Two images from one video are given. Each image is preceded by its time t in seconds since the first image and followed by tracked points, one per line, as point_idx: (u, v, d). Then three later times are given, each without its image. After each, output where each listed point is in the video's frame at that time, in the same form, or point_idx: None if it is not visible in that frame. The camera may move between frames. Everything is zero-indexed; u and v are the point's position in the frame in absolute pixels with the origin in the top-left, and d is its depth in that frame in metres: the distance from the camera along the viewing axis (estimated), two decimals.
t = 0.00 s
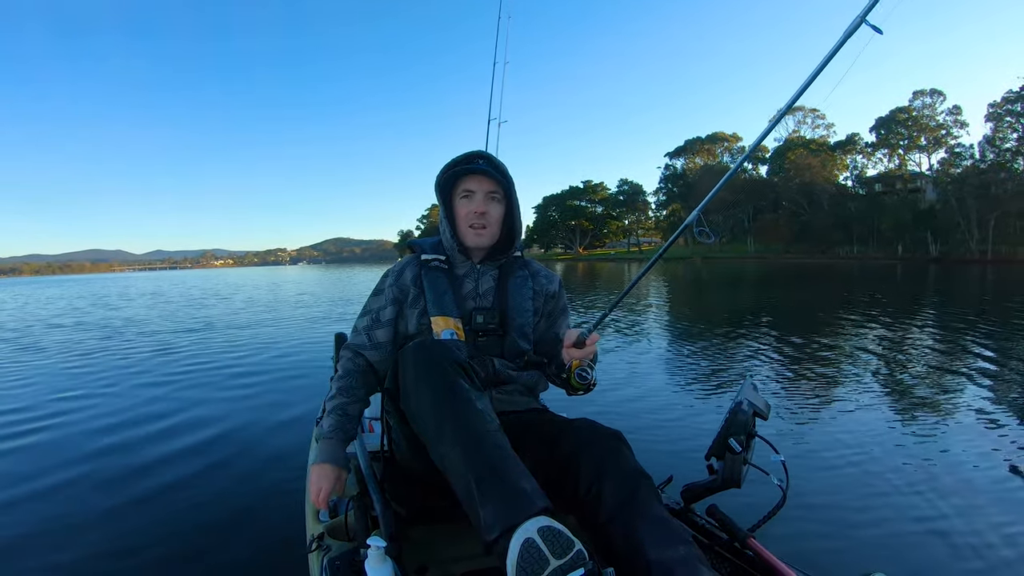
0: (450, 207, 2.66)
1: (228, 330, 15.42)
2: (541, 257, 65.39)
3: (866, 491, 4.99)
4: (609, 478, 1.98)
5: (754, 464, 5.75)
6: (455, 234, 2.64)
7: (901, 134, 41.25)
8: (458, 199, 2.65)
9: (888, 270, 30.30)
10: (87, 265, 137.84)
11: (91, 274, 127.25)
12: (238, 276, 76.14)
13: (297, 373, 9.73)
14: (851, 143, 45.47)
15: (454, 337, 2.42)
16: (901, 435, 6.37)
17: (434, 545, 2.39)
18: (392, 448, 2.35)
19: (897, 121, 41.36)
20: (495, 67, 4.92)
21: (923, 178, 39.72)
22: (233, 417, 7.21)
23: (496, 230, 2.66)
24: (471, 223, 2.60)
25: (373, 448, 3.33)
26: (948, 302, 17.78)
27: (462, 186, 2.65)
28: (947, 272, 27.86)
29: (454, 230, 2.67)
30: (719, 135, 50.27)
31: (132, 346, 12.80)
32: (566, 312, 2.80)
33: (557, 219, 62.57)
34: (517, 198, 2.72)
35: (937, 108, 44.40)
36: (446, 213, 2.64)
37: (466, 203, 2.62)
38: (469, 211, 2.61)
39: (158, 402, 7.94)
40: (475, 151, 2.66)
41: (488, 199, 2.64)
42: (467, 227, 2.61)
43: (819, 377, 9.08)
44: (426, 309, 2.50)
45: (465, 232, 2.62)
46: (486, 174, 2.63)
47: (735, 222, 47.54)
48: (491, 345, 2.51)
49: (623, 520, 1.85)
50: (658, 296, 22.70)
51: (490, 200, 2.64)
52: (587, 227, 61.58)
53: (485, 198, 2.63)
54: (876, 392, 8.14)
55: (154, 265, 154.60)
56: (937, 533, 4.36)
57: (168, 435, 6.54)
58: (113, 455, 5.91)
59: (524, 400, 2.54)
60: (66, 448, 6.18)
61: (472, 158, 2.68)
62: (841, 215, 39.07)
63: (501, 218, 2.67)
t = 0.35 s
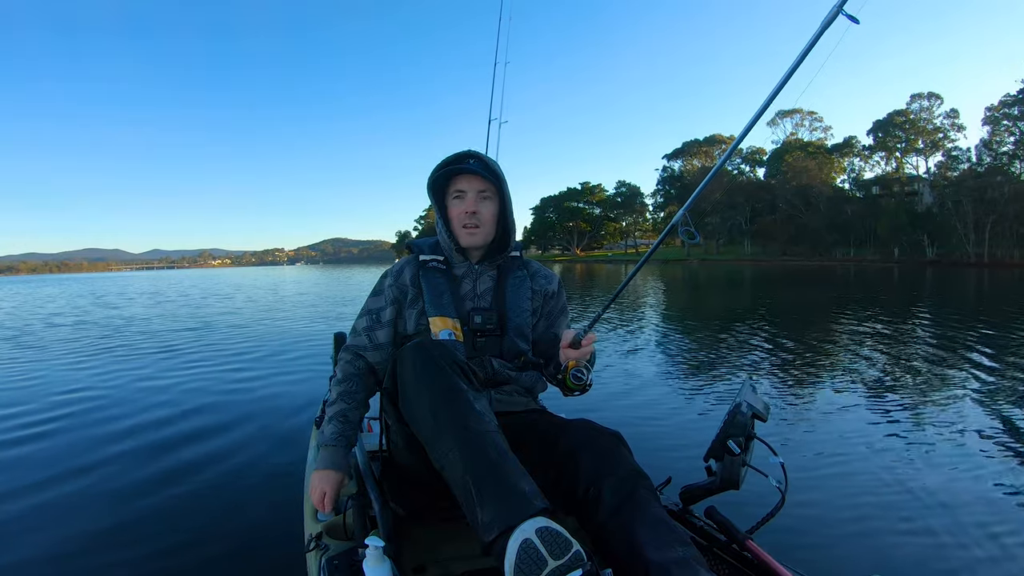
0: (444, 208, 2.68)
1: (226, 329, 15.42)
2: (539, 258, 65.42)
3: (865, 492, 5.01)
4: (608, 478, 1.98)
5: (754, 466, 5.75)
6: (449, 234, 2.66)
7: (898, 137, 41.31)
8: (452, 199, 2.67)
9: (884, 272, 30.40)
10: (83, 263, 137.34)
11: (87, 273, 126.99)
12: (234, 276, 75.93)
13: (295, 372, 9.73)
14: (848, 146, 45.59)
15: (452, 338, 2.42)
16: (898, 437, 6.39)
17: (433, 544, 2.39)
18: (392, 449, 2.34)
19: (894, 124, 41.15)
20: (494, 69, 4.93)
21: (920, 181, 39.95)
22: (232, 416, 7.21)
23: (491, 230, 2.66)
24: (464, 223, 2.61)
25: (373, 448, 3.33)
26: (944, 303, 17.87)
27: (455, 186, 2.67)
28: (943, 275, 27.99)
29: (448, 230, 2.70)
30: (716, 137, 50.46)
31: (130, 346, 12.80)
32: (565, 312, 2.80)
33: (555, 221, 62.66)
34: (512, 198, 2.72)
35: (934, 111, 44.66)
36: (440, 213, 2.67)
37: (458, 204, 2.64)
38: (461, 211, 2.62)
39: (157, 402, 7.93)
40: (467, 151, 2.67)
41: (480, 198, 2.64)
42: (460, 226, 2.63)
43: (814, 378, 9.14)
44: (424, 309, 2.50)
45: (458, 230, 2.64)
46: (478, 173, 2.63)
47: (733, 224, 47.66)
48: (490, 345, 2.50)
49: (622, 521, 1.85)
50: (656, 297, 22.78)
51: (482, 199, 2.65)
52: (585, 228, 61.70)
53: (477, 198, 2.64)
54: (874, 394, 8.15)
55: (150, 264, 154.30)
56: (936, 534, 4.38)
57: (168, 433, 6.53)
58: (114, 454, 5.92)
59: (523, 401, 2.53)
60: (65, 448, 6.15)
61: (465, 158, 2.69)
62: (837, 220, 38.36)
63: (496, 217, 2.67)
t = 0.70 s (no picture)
0: (441, 215, 2.65)
1: (225, 329, 15.44)
2: (537, 259, 65.47)
3: (863, 492, 5.02)
4: (606, 479, 1.98)
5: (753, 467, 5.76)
6: (445, 240, 2.65)
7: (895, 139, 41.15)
8: (451, 208, 2.62)
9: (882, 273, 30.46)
10: (80, 263, 137.21)
11: (84, 272, 126.80)
12: (231, 276, 75.86)
13: (294, 372, 9.74)
14: (845, 147, 45.73)
15: (449, 340, 2.42)
16: (897, 438, 6.40)
17: (431, 546, 2.39)
18: (389, 450, 2.34)
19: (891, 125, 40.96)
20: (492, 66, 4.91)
21: (917, 182, 40.07)
22: (231, 415, 7.21)
23: (489, 237, 2.65)
24: (465, 232, 2.59)
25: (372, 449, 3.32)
26: (941, 304, 17.95)
27: (454, 195, 2.62)
28: (939, 275, 28.07)
29: (445, 236, 2.67)
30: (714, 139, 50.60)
31: (129, 346, 12.80)
32: (561, 310, 2.80)
33: (553, 221, 62.74)
34: (512, 206, 2.69)
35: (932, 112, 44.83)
36: (437, 221, 2.64)
37: (459, 213, 2.60)
38: (462, 221, 2.59)
39: (157, 401, 7.93)
40: (467, 157, 2.62)
41: (480, 209, 2.61)
42: (460, 234, 2.61)
43: (812, 379, 9.15)
44: (419, 311, 2.50)
45: (457, 239, 2.62)
46: (478, 184, 2.59)
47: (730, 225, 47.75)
48: (486, 346, 2.51)
49: (619, 523, 1.85)
50: (654, 298, 22.86)
51: (482, 209, 2.62)
52: (583, 229, 61.80)
53: (478, 208, 2.60)
54: (872, 395, 8.15)
55: (148, 264, 154.20)
56: (935, 533, 4.39)
57: (167, 431, 6.54)
58: (112, 452, 5.92)
59: (521, 401, 2.53)
60: (65, 447, 6.16)
61: (465, 164, 2.63)
62: (834, 220, 38.59)
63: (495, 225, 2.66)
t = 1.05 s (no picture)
0: (440, 210, 2.67)
1: (224, 329, 15.42)
2: (535, 259, 65.49)
3: (863, 492, 5.03)
4: (607, 479, 1.98)
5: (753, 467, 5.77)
6: (445, 236, 2.65)
7: (893, 139, 41.46)
8: (448, 202, 2.65)
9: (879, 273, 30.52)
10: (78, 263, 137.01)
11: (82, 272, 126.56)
12: (229, 276, 75.75)
13: (293, 372, 9.74)
14: (844, 147, 45.81)
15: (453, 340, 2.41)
16: (895, 437, 6.41)
17: (432, 545, 2.39)
18: (390, 450, 2.34)
19: (890, 125, 41.52)
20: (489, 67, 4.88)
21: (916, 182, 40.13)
22: (231, 415, 7.21)
23: (486, 232, 2.65)
24: (461, 226, 2.60)
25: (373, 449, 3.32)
26: (939, 304, 17.98)
27: (451, 190, 2.65)
28: (937, 275, 28.11)
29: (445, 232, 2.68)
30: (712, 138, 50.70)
31: (128, 346, 12.78)
32: (561, 311, 2.80)
33: (552, 221, 62.79)
34: (508, 199, 2.71)
35: (930, 112, 44.92)
36: (436, 215, 2.65)
37: (455, 207, 2.62)
38: (458, 214, 2.61)
39: (156, 401, 7.92)
40: (461, 153, 2.66)
41: (475, 202, 2.63)
42: (457, 229, 2.62)
43: (811, 378, 9.16)
44: (423, 311, 2.50)
45: (455, 233, 2.63)
46: (472, 176, 2.62)
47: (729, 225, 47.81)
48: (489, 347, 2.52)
49: (620, 522, 1.85)
50: (652, 297, 22.90)
51: (477, 202, 2.63)
52: (581, 229, 61.84)
53: (474, 200, 2.62)
54: (872, 395, 8.15)
55: (146, 264, 153.95)
56: (934, 533, 4.40)
57: (167, 431, 6.54)
58: (112, 453, 5.91)
59: (522, 402, 2.53)
60: (65, 447, 6.16)
61: (459, 161, 2.67)
62: (833, 220, 38.54)
63: (492, 220, 2.67)
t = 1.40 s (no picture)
0: (439, 209, 2.67)
1: (222, 329, 15.41)
2: (534, 258, 65.52)
3: (860, 492, 5.05)
4: (606, 479, 1.98)
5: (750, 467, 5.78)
6: (445, 236, 2.65)
7: (891, 138, 41.52)
8: (447, 201, 2.65)
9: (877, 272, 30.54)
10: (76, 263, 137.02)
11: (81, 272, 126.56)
12: (227, 276, 75.73)
13: (292, 372, 9.73)
14: (842, 146, 45.85)
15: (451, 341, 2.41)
16: (894, 437, 6.40)
17: (429, 545, 2.39)
18: (388, 450, 2.34)
19: (888, 124, 41.53)
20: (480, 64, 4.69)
21: (914, 181, 40.17)
22: (230, 415, 7.21)
23: (486, 232, 2.65)
24: (460, 225, 2.60)
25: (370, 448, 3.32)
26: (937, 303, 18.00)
27: (450, 188, 2.65)
28: (936, 275, 28.14)
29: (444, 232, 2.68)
30: (711, 138, 50.75)
31: (126, 346, 12.78)
32: (560, 313, 2.79)
33: (550, 221, 62.82)
34: (507, 199, 2.71)
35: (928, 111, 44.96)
36: (436, 215, 2.65)
37: (454, 205, 2.62)
38: (457, 213, 2.61)
39: (155, 401, 7.92)
40: (460, 153, 2.66)
41: (475, 201, 2.62)
42: (456, 228, 2.62)
43: (808, 378, 9.15)
44: (423, 311, 2.49)
45: (454, 232, 2.62)
46: (472, 175, 2.61)
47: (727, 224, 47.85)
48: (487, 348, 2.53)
49: (618, 523, 1.85)
50: (650, 297, 22.94)
51: (477, 201, 2.63)
52: (580, 229, 61.87)
53: (473, 199, 2.62)
54: (869, 395, 8.15)
55: (144, 264, 153.85)
56: (931, 532, 4.42)
57: (165, 431, 6.54)
58: (111, 453, 5.92)
59: (520, 403, 2.53)
60: (64, 446, 6.16)
61: (459, 160, 2.66)
62: (831, 220, 38.57)
63: (491, 219, 2.67)
